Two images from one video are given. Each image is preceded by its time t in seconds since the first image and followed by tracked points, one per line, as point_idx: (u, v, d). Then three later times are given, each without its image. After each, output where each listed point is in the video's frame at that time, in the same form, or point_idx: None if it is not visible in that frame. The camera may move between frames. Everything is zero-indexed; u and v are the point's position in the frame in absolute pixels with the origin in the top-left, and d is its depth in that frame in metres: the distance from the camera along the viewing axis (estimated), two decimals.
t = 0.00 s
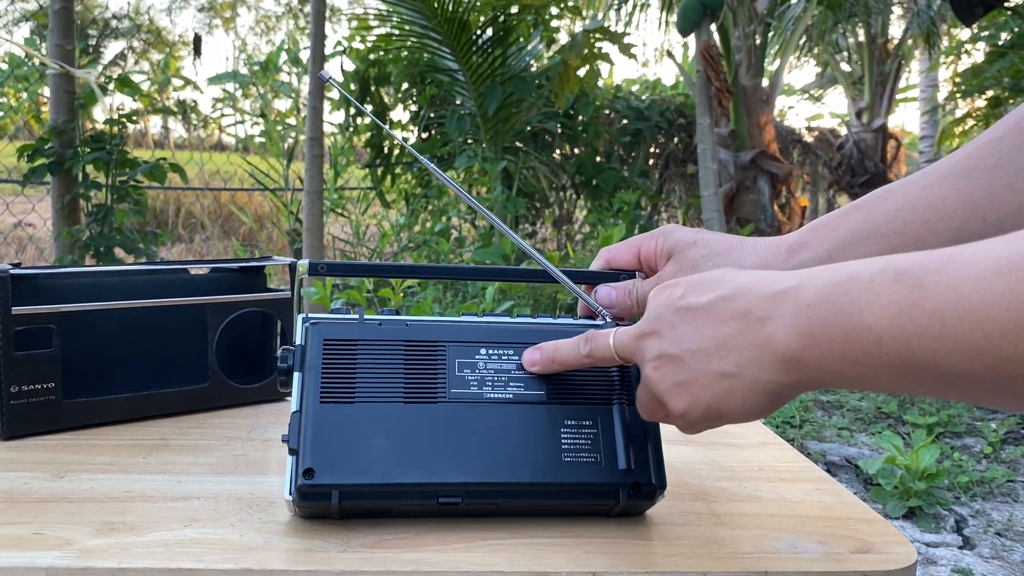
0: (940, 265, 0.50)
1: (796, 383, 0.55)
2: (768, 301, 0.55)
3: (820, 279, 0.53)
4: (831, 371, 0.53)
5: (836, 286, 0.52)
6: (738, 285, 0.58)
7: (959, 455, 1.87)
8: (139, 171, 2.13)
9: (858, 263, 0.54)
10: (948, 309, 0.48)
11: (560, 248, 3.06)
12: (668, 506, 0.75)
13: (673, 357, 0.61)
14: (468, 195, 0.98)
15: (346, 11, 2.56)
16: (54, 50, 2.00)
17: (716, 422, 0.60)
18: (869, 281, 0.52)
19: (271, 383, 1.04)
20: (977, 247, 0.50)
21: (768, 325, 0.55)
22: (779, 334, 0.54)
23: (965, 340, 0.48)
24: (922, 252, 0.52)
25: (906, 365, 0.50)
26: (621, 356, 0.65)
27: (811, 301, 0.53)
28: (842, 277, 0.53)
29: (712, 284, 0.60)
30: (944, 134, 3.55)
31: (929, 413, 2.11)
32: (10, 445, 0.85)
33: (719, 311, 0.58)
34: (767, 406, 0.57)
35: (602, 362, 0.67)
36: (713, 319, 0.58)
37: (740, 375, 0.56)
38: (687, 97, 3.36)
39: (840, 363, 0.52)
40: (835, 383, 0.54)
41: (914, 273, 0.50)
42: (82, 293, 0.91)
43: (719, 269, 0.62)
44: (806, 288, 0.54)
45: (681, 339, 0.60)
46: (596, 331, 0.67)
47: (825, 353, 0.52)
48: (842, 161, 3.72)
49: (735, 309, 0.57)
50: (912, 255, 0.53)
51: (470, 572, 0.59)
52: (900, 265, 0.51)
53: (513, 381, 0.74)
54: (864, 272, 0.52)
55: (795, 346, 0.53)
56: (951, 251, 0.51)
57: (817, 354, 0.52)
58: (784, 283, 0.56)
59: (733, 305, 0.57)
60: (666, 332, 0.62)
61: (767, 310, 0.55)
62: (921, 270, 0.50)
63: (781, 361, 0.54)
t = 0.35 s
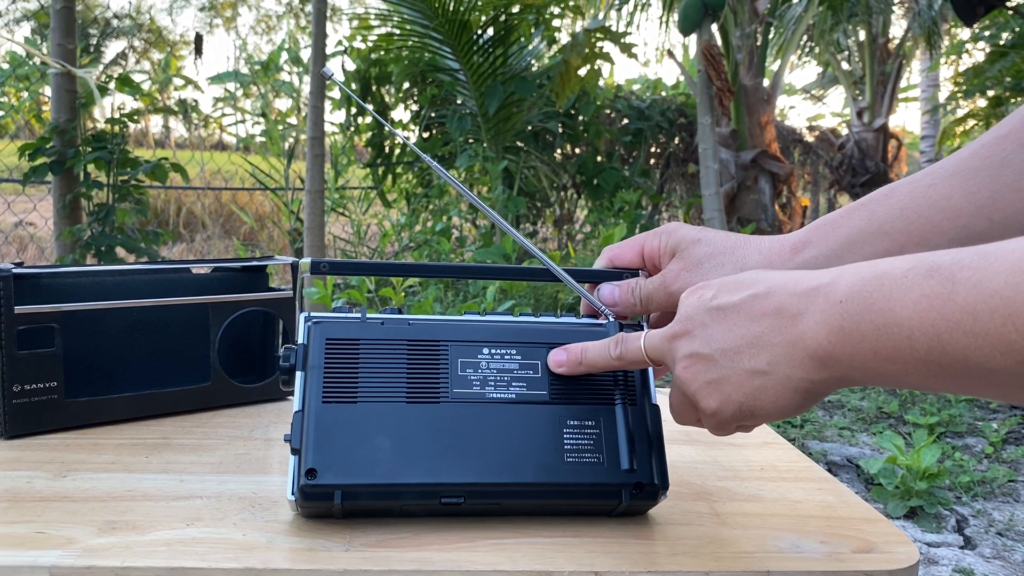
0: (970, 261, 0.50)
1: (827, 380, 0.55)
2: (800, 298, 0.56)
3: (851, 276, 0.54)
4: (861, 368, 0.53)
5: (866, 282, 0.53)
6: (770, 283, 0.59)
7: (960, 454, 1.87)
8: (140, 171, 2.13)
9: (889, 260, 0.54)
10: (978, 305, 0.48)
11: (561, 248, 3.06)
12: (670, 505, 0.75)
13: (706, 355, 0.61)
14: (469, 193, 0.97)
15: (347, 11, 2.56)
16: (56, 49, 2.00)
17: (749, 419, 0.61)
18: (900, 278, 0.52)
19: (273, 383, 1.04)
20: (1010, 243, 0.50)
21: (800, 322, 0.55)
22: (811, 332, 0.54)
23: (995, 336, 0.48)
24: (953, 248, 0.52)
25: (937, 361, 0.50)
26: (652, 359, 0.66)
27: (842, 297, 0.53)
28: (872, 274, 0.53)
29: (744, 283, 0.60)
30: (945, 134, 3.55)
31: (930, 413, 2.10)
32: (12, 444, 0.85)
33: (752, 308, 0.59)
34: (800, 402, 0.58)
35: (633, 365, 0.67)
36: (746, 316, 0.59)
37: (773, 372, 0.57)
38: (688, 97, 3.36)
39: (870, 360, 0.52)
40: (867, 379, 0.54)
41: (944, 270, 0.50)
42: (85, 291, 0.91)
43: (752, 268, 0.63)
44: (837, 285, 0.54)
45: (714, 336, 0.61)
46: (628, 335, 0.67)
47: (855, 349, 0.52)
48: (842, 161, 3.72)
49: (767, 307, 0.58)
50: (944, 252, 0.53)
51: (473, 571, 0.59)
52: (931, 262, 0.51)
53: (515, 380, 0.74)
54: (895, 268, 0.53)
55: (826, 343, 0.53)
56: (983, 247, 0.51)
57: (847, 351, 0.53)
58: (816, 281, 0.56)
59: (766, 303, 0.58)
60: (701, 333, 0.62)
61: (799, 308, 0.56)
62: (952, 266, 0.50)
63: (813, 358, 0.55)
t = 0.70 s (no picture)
0: (956, 262, 0.50)
1: (811, 380, 0.55)
2: (785, 298, 0.55)
3: (835, 276, 0.54)
4: (847, 369, 0.53)
5: (852, 283, 0.52)
6: (751, 281, 0.58)
7: (962, 454, 1.86)
8: (142, 170, 2.13)
9: (874, 258, 0.54)
10: (966, 307, 0.48)
11: (562, 248, 3.06)
12: (674, 504, 0.75)
13: (685, 352, 0.61)
14: (470, 190, 0.97)
15: (348, 11, 2.56)
16: (57, 49, 2.00)
17: (730, 417, 0.61)
18: (887, 279, 0.52)
19: (276, 382, 1.04)
20: (996, 243, 0.50)
21: (784, 322, 0.55)
22: (796, 332, 0.54)
23: (983, 338, 0.48)
24: (939, 249, 0.52)
25: (925, 363, 0.50)
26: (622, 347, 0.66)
27: (828, 298, 0.53)
28: (858, 274, 0.53)
29: (724, 281, 0.60)
30: (947, 133, 3.55)
31: (932, 413, 2.10)
32: (16, 442, 0.85)
33: (733, 307, 0.58)
34: (783, 401, 0.57)
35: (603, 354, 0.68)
36: (727, 314, 0.59)
37: (756, 371, 0.57)
38: (690, 97, 3.36)
39: (856, 361, 0.52)
40: (852, 378, 0.54)
41: (931, 271, 0.50)
42: (89, 290, 0.91)
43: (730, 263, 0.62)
44: (822, 285, 0.54)
45: (694, 334, 0.61)
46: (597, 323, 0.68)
47: (842, 350, 0.52)
48: (843, 160, 3.72)
49: (750, 306, 0.57)
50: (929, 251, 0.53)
51: (477, 570, 0.59)
52: (917, 263, 0.51)
53: (514, 380, 0.73)
54: (881, 269, 0.52)
55: (812, 344, 0.53)
56: (969, 248, 0.50)
57: (833, 352, 0.52)
58: (800, 279, 0.56)
59: (748, 301, 0.57)
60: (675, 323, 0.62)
61: (783, 307, 0.55)
62: (937, 266, 0.50)
63: (797, 358, 0.54)
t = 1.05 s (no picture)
0: (947, 265, 0.50)
1: (803, 382, 0.55)
2: (777, 301, 0.55)
3: (826, 279, 0.54)
4: (838, 372, 0.53)
5: (842, 287, 0.52)
6: (742, 285, 0.58)
7: (964, 454, 1.86)
8: (144, 170, 2.14)
9: (865, 263, 0.54)
10: (956, 312, 0.48)
11: (563, 247, 3.06)
12: (676, 504, 0.75)
13: (678, 356, 0.61)
14: (471, 189, 0.97)
15: (349, 10, 2.56)
16: (60, 49, 2.00)
17: (723, 419, 0.61)
18: (878, 283, 0.52)
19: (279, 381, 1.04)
20: (987, 247, 0.50)
21: (775, 325, 0.55)
22: (788, 336, 0.54)
23: (974, 342, 0.48)
24: (930, 252, 0.52)
25: (915, 366, 0.50)
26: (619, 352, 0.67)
27: (819, 301, 0.53)
28: (849, 278, 0.53)
29: (715, 285, 0.60)
30: (948, 133, 3.55)
31: (933, 413, 2.10)
32: (21, 442, 0.85)
33: (725, 311, 0.58)
34: (776, 403, 0.58)
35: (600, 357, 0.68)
36: (720, 318, 0.59)
37: (748, 375, 0.57)
38: (691, 96, 3.36)
39: (848, 364, 0.52)
40: (843, 381, 0.54)
41: (922, 275, 0.50)
42: (92, 290, 0.92)
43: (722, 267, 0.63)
44: (813, 289, 0.54)
45: (687, 339, 0.61)
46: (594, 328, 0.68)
47: (833, 354, 0.52)
48: (844, 160, 3.72)
49: (741, 309, 0.57)
50: (921, 255, 0.53)
51: (481, 569, 0.59)
52: (908, 267, 0.51)
53: (514, 380, 0.73)
54: (872, 272, 0.52)
55: (803, 347, 0.53)
56: (960, 251, 0.50)
57: (824, 355, 0.53)
58: (791, 283, 0.56)
59: (739, 305, 0.58)
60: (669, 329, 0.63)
61: (774, 311, 0.55)
62: (928, 270, 0.50)
63: (789, 362, 0.55)
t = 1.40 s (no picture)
0: (965, 258, 0.50)
1: (818, 373, 0.56)
2: (793, 293, 0.56)
3: (843, 271, 0.54)
4: (852, 362, 0.54)
5: (858, 279, 0.53)
6: (761, 277, 0.59)
7: (964, 455, 1.87)
8: (146, 170, 2.14)
9: (883, 254, 0.54)
10: (971, 304, 0.49)
11: (564, 248, 3.07)
12: (678, 504, 0.75)
13: (696, 347, 0.62)
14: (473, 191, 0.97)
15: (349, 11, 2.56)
16: (63, 49, 2.00)
17: (739, 409, 0.62)
18: (894, 275, 0.52)
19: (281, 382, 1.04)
20: (1006, 241, 0.50)
21: (791, 316, 0.56)
22: (803, 327, 0.55)
23: (987, 335, 0.48)
24: (946, 245, 0.52)
25: (930, 358, 0.51)
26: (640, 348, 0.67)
27: (835, 293, 0.53)
28: (866, 270, 0.53)
29: (733, 277, 0.61)
30: (948, 134, 3.55)
31: (934, 413, 2.11)
32: (25, 442, 0.85)
33: (742, 302, 0.59)
34: (791, 394, 0.58)
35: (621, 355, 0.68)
36: (736, 309, 0.59)
37: (764, 365, 0.58)
38: (692, 97, 3.36)
39: (862, 355, 0.53)
40: (858, 372, 0.54)
41: (938, 267, 0.50)
42: (97, 291, 0.92)
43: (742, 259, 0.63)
44: (829, 280, 0.54)
45: (704, 330, 0.61)
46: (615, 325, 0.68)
47: (848, 345, 0.53)
48: (846, 161, 3.73)
49: (758, 301, 0.58)
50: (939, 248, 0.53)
51: (485, 570, 0.59)
52: (924, 260, 0.51)
53: (517, 380, 0.74)
54: (889, 264, 0.53)
55: (818, 338, 0.54)
56: (978, 245, 0.51)
57: (838, 346, 0.53)
58: (807, 274, 0.56)
59: (756, 297, 0.58)
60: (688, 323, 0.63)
61: (791, 302, 0.56)
62: (945, 262, 0.50)
63: (804, 352, 0.55)
